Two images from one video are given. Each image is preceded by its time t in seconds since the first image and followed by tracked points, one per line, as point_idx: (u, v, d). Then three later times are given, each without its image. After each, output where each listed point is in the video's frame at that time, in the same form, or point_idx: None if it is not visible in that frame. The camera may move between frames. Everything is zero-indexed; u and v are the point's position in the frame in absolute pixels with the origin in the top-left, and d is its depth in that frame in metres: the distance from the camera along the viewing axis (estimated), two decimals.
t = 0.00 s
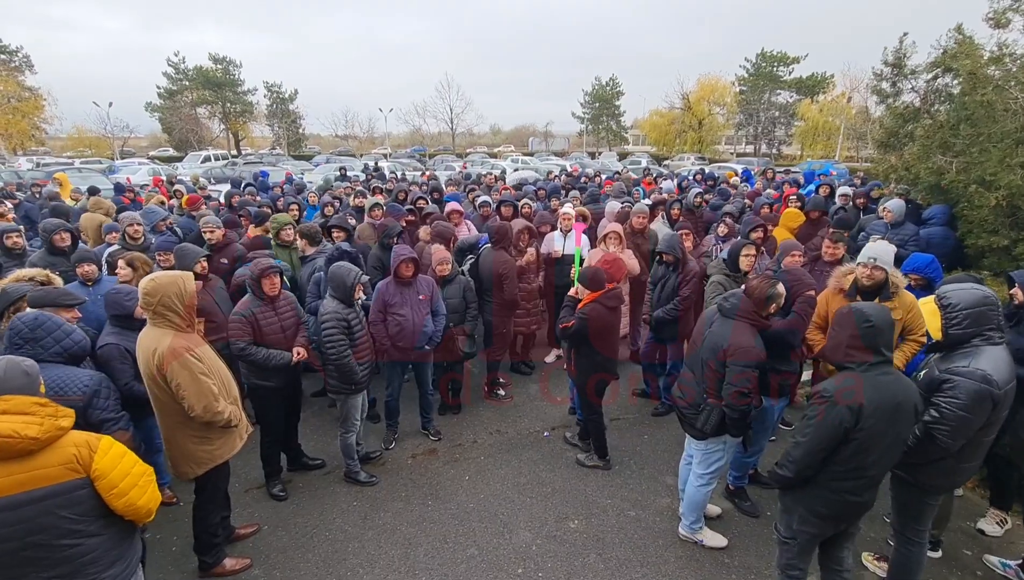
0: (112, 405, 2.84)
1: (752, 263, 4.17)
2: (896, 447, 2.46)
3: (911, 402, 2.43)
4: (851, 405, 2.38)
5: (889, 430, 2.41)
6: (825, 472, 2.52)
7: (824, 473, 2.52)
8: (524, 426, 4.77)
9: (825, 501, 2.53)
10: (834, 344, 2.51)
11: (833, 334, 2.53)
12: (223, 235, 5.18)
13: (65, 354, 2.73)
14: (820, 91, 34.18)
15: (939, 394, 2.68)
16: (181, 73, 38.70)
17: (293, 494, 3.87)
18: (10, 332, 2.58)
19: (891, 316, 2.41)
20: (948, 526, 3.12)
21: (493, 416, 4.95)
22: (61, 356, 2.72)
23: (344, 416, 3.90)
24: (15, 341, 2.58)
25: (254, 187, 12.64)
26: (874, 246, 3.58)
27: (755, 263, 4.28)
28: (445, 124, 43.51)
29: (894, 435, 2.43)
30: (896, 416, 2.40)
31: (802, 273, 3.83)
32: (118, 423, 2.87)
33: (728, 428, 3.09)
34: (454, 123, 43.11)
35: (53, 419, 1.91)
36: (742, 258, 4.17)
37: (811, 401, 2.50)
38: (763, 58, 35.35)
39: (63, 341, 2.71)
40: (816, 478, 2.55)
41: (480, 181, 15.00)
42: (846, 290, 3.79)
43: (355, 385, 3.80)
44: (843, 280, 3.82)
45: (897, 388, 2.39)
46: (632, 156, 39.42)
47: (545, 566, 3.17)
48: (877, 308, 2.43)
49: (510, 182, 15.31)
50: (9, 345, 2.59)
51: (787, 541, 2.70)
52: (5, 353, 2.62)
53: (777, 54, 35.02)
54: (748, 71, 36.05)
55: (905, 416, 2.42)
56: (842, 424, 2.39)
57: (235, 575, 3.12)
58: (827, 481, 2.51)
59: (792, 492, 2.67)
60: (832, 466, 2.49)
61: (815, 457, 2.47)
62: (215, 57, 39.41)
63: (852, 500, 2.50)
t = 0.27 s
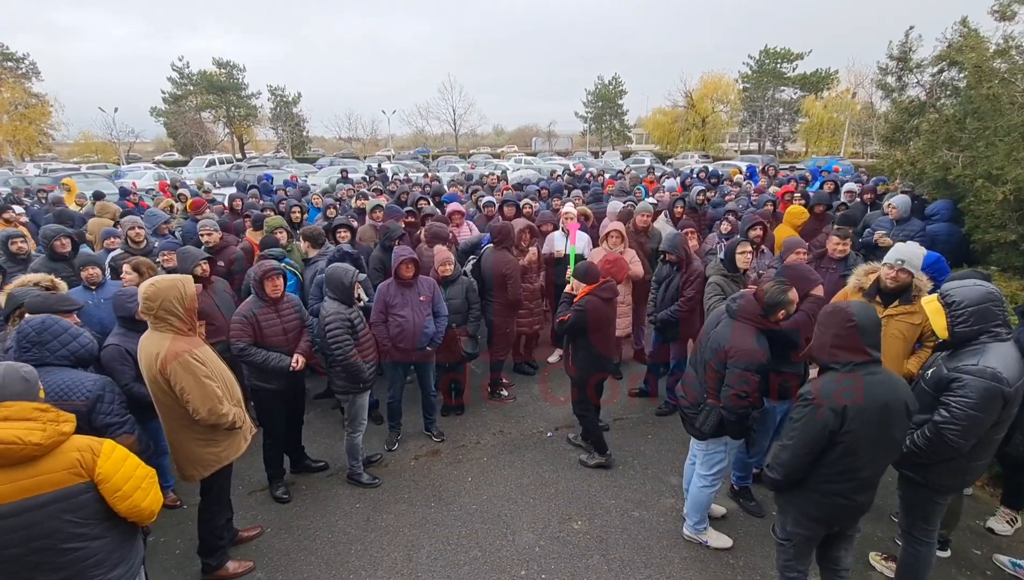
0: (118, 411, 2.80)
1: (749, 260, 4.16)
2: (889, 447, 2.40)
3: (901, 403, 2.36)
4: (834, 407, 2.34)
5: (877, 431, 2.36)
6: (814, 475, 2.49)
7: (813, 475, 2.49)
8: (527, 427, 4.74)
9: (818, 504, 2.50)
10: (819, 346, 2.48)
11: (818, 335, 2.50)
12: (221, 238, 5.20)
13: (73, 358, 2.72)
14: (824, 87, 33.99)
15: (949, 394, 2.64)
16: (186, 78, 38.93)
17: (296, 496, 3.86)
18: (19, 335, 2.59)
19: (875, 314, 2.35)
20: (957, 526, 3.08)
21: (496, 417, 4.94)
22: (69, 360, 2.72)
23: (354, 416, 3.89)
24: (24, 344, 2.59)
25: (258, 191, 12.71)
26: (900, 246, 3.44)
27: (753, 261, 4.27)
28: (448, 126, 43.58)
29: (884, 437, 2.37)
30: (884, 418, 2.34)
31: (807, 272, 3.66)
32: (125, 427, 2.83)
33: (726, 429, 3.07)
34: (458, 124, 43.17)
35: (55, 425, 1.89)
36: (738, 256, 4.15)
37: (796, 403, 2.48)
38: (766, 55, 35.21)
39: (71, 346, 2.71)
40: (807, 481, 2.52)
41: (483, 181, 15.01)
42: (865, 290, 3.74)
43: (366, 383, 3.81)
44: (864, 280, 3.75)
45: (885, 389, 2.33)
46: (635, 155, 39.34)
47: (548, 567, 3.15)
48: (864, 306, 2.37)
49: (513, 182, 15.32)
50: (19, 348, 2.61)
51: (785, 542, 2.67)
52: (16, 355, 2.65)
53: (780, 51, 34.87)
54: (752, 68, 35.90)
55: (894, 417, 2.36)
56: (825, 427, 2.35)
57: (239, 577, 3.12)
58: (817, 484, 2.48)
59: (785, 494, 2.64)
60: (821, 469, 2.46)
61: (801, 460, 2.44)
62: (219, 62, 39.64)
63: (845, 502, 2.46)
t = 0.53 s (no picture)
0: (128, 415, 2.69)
1: (749, 258, 4.12)
2: (887, 448, 2.33)
3: (897, 401, 2.29)
4: (823, 405, 2.30)
5: (873, 431, 2.29)
6: (809, 474, 2.45)
7: (808, 474, 2.45)
8: (528, 427, 4.71)
9: (816, 504, 2.45)
10: (813, 344, 2.43)
11: (812, 332, 2.45)
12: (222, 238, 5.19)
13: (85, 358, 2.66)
14: (828, 86, 33.85)
15: (954, 394, 2.59)
16: (190, 81, 39.14)
17: (296, 496, 3.84)
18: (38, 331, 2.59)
19: (869, 309, 2.30)
20: (965, 527, 3.02)
21: (497, 417, 4.90)
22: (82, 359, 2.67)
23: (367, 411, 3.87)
24: (41, 340, 2.59)
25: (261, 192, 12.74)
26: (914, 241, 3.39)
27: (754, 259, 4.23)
28: (451, 127, 43.63)
29: (880, 437, 2.30)
30: (879, 417, 2.28)
31: (803, 263, 3.54)
32: (134, 430, 2.71)
33: (730, 431, 3.03)
34: (461, 125, 43.20)
35: (51, 422, 1.87)
36: (738, 255, 4.10)
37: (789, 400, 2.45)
38: (770, 55, 35.11)
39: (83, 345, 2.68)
40: (803, 480, 2.49)
41: (485, 181, 15.00)
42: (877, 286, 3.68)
43: (370, 379, 3.79)
44: (876, 276, 3.68)
45: (880, 387, 2.27)
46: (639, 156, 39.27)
47: (549, 569, 3.11)
48: (856, 302, 2.32)
49: (515, 183, 15.31)
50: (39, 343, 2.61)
51: (786, 543, 2.63)
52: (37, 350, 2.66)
53: (784, 51, 34.76)
54: (756, 68, 35.79)
55: (890, 416, 2.29)
56: (815, 425, 2.32)
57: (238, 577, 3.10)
58: (813, 484, 2.44)
59: (786, 494, 2.60)
60: (815, 468, 2.42)
61: (793, 458, 2.41)
62: (223, 65, 39.83)
63: (845, 504, 2.40)
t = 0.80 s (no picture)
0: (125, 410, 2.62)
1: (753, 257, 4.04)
2: (896, 450, 2.28)
3: (908, 402, 2.23)
4: (830, 401, 2.25)
5: (881, 431, 2.24)
6: (812, 472, 2.41)
7: (811, 471, 2.42)
8: (527, 426, 4.67)
9: (819, 504, 2.41)
10: (823, 340, 2.36)
11: (823, 329, 2.39)
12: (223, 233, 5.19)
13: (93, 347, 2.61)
14: (834, 92, 33.77)
15: (950, 393, 2.55)
16: (198, 82, 39.40)
17: (293, 493, 3.81)
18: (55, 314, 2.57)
19: (883, 307, 2.24)
20: (970, 533, 2.97)
21: (496, 416, 4.86)
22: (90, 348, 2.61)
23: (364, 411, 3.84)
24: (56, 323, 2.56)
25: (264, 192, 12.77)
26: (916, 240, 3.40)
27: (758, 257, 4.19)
28: (456, 130, 43.73)
29: (887, 437, 2.25)
30: (888, 417, 2.22)
31: (802, 258, 3.50)
32: (129, 425, 2.64)
33: (739, 434, 2.98)
34: (466, 128, 43.28)
35: (39, 407, 1.85)
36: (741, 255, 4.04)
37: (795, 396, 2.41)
38: (776, 60, 35.08)
39: (94, 334, 2.61)
40: (805, 478, 2.45)
41: (489, 183, 15.01)
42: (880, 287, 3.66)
43: (373, 374, 3.78)
44: (878, 277, 3.66)
45: (889, 386, 2.22)
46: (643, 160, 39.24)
47: (545, 569, 3.07)
48: (869, 299, 2.27)
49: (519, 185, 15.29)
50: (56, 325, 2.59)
51: (789, 544, 2.59)
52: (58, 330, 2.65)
53: (790, 56, 34.74)
54: (761, 74, 35.76)
55: (900, 417, 2.23)
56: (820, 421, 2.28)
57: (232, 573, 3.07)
58: (815, 482, 2.40)
59: (789, 492, 2.57)
60: (817, 466, 2.39)
61: (795, 454, 2.38)
62: (230, 66, 40.09)
63: (848, 505, 2.36)
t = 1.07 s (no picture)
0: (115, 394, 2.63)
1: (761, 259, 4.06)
2: (913, 452, 2.24)
3: (929, 405, 2.20)
4: (850, 399, 2.22)
5: (899, 433, 2.20)
6: (825, 472, 2.38)
7: (825, 472, 2.38)
8: (526, 428, 4.63)
9: (830, 506, 2.38)
10: (845, 338, 2.35)
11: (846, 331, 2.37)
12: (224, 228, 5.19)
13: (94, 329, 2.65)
14: (839, 102, 33.76)
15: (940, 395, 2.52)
16: (205, 82, 39.63)
17: (288, 489, 3.78)
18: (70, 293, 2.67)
19: (908, 308, 2.20)
20: (974, 544, 2.92)
21: (495, 417, 4.83)
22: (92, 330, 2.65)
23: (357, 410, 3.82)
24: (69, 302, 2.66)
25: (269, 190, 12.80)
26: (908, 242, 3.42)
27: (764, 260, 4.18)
28: (461, 134, 43.84)
29: (905, 440, 2.21)
30: (907, 419, 2.19)
31: (800, 258, 3.52)
32: (116, 410, 2.63)
33: (742, 439, 2.94)
34: (471, 131, 43.38)
35: (27, 390, 1.83)
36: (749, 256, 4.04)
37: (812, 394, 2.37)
38: (781, 69, 35.11)
39: (97, 316, 2.66)
40: (817, 478, 2.42)
41: (493, 186, 15.00)
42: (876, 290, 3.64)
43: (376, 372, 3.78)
44: (874, 279, 3.64)
45: (910, 387, 2.19)
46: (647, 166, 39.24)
47: (541, 570, 3.03)
48: (895, 300, 2.23)
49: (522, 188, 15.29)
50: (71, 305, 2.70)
51: (799, 549, 2.56)
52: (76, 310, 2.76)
53: (796, 65, 34.76)
54: (767, 82, 35.78)
55: (920, 420, 2.20)
56: (839, 420, 2.24)
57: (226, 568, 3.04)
58: (829, 483, 2.37)
59: (799, 494, 2.53)
60: (832, 466, 2.35)
61: (811, 454, 2.34)
62: (238, 66, 40.32)
63: (860, 508, 2.33)
